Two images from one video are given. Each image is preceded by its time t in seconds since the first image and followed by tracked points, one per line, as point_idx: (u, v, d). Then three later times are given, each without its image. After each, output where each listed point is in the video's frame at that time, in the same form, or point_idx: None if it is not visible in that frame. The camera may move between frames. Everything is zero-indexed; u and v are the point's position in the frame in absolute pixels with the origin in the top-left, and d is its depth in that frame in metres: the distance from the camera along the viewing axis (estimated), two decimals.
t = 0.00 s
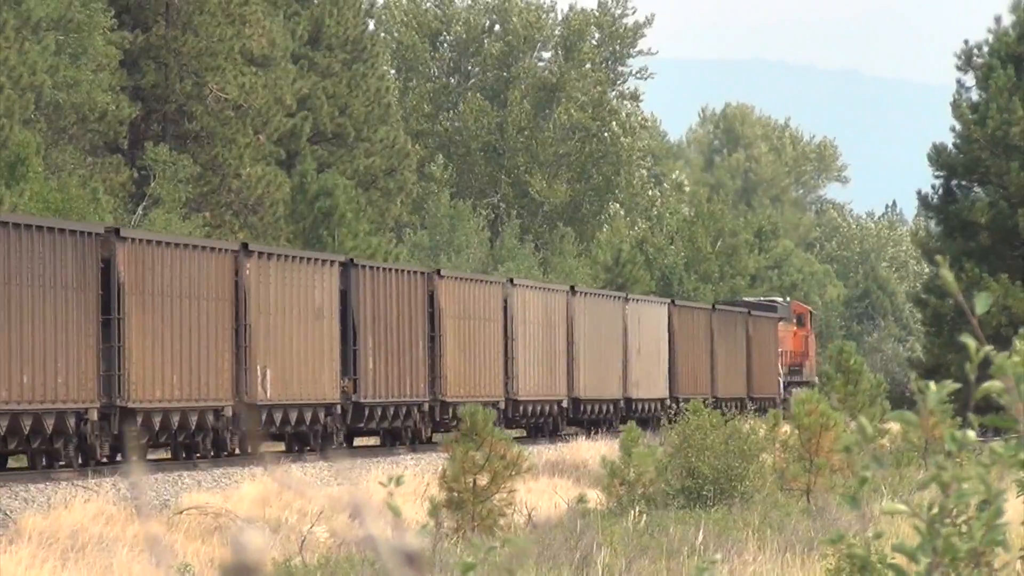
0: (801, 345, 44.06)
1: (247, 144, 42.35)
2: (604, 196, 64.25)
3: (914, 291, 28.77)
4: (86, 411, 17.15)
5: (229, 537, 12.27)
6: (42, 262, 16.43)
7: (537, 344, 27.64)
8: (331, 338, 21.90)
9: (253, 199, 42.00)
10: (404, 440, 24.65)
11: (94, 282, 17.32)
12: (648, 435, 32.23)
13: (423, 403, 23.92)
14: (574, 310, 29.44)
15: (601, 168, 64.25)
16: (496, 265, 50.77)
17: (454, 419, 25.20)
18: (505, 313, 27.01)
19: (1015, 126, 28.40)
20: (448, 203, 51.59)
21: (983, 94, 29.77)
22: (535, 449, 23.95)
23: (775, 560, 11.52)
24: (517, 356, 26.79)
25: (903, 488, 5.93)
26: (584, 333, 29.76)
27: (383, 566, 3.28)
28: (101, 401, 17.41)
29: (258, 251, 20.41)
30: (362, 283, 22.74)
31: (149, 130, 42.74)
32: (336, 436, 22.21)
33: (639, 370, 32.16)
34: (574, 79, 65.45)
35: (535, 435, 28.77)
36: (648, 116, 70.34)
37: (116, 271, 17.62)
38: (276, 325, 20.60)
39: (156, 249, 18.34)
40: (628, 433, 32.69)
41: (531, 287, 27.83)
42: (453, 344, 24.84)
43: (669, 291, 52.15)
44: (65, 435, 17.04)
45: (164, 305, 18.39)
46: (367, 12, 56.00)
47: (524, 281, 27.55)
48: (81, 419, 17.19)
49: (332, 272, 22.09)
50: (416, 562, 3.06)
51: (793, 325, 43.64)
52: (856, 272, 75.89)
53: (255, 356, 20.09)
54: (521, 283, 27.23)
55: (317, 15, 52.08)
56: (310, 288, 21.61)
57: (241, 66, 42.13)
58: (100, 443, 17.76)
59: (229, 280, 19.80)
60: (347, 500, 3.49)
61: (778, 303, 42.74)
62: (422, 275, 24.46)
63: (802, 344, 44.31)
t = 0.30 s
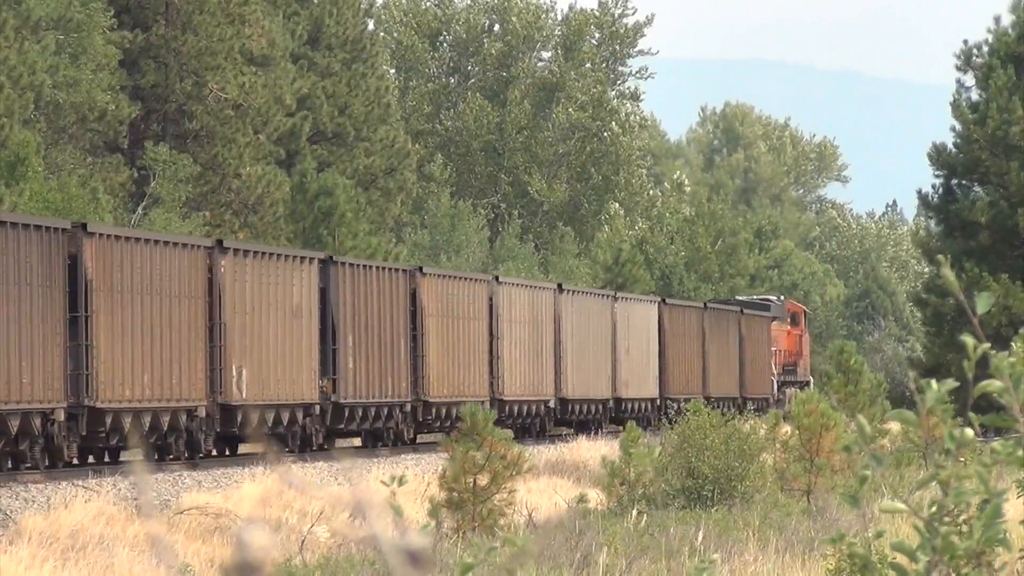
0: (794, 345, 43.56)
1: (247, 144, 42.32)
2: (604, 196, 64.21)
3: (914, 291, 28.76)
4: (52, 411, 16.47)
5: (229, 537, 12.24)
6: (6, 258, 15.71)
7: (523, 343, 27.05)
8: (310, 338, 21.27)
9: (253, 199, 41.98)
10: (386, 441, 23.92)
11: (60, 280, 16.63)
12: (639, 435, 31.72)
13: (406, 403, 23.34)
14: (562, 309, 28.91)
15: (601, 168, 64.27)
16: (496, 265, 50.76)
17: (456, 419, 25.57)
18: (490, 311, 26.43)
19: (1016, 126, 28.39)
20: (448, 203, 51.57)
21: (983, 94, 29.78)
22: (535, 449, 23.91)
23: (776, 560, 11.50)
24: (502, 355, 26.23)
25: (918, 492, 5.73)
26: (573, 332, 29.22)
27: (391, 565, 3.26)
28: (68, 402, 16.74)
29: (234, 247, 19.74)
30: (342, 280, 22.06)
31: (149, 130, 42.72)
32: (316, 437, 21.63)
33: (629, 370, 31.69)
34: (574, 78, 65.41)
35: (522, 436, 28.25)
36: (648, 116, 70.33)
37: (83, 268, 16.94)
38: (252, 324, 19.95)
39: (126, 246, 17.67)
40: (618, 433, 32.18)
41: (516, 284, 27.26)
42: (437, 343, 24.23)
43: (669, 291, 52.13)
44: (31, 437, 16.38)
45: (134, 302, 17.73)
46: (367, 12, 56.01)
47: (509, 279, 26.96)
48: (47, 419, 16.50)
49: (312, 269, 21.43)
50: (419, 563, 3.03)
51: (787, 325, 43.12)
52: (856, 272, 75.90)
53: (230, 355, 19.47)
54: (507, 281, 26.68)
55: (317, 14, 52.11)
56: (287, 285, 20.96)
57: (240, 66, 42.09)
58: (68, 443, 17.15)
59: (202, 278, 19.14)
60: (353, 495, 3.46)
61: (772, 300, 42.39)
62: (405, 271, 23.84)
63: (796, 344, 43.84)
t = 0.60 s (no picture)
0: (788, 344, 43.39)
1: (247, 144, 42.34)
2: (603, 196, 64.21)
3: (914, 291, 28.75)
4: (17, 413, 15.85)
5: (229, 537, 12.25)
6: None
7: (509, 342, 26.45)
8: (288, 337, 20.61)
9: (253, 199, 42.03)
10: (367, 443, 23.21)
11: (25, 276, 16.00)
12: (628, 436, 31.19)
13: (388, 404, 22.69)
14: (549, 307, 28.31)
15: (600, 168, 64.26)
16: (496, 265, 50.78)
17: (454, 419, 25.46)
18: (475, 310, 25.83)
19: (1015, 126, 28.37)
20: (448, 203, 51.59)
21: (983, 93, 29.79)
22: (536, 449, 23.88)
23: (776, 560, 11.50)
24: (488, 355, 25.63)
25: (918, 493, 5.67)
26: (561, 331, 28.64)
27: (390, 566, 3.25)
28: (34, 403, 16.12)
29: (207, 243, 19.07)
30: (321, 277, 21.39)
31: (149, 130, 42.73)
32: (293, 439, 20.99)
33: (618, 370, 31.16)
34: (574, 78, 65.36)
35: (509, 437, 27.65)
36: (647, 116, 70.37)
37: (48, 264, 16.30)
38: (227, 322, 19.30)
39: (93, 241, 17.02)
40: (607, 434, 31.65)
41: (502, 282, 26.67)
42: (420, 342, 23.59)
43: (669, 290, 52.13)
44: None
45: (102, 299, 17.08)
46: (367, 12, 56.07)
47: (495, 276, 26.37)
48: (12, 422, 15.87)
49: (289, 265, 20.74)
50: (418, 564, 3.03)
51: (780, 323, 42.93)
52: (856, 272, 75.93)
53: (204, 354, 18.81)
54: (492, 278, 26.09)
55: (316, 14, 52.17)
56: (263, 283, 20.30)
57: (240, 66, 42.06)
58: (34, 445, 16.52)
59: (174, 274, 18.46)
60: (350, 496, 3.45)
61: (764, 299, 42.13)
62: (387, 269, 23.19)
63: (789, 343, 43.71)
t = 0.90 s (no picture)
0: (783, 343, 43.23)
1: (247, 144, 42.33)
2: (604, 196, 64.14)
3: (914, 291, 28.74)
4: None
5: (229, 537, 12.25)
6: None
7: (495, 341, 26.15)
8: (265, 336, 20.26)
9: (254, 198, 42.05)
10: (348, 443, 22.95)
11: None
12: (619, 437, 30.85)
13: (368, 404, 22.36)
14: (536, 306, 27.98)
15: (601, 168, 64.17)
16: (496, 265, 50.80)
17: (440, 420, 25.12)
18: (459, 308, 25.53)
19: (1016, 126, 28.37)
20: (448, 203, 51.59)
21: (983, 94, 29.81)
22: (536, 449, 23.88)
23: (776, 560, 11.50)
24: (471, 354, 25.35)
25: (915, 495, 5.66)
26: (548, 330, 28.30)
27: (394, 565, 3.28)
28: None
29: (180, 239, 18.66)
30: (300, 275, 21.05)
31: (149, 130, 42.71)
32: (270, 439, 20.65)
33: (609, 370, 30.82)
34: (575, 78, 65.28)
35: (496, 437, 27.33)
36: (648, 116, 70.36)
37: (15, 261, 15.91)
38: (201, 321, 18.92)
39: (61, 237, 16.62)
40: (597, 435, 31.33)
41: (487, 280, 26.35)
42: (401, 341, 23.29)
43: (669, 291, 52.11)
44: None
45: (69, 297, 16.71)
46: (368, 12, 56.09)
47: (480, 274, 26.07)
48: None
49: (266, 262, 20.38)
50: (421, 561, 3.05)
51: (775, 323, 42.74)
52: (858, 272, 75.96)
53: (176, 354, 18.45)
54: (477, 276, 25.76)
55: (317, 14, 52.17)
56: (240, 280, 19.92)
57: (241, 66, 42.04)
58: None
59: (146, 272, 18.06)
60: (353, 495, 3.47)
61: (758, 299, 41.88)
62: (368, 266, 22.84)
63: (784, 342, 43.54)
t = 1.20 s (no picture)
0: (774, 343, 42.97)
1: (246, 144, 42.31)
2: (602, 197, 64.12)
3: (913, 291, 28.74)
4: None
5: (228, 537, 12.25)
6: None
7: (478, 340, 25.82)
8: (239, 334, 19.97)
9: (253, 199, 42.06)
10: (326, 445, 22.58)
11: None
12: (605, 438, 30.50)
13: (347, 404, 22.08)
14: (521, 305, 27.70)
15: (599, 169, 64.09)
16: (496, 265, 50.82)
17: (422, 420, 24.83)
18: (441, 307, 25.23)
19: (1015, 126, 28.38)
20: (447, 203, 51.58)
21: (982, 94, 29.81)
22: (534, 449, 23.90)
23: (775, 559, 11.51)
24: (454, 353, 25.06)
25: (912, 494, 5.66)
26: (534, 329, 28.02)
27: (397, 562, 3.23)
28: None
29: (150, 236, 18.38)
30: (275, 273, 20.72)
31: (148, 130, 42.69)
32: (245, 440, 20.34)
33: (596, 369, 30.55)
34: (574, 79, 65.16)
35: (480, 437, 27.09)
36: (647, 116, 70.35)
37: None
38: (171, 319, 18.64)
39: (25, 234, 16.36)
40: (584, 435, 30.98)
41: (471, 278, 26.08)
42: (380, 340, 22.97)
43: (668, 291, 52.11)
44: None
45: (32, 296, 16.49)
46: (366, 12, 56.05)
47: (462, 273, 25.77)
48: None
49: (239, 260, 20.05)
50: (427, 557, 3.01)
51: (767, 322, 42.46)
52: (856, 272, 76.00)
53: (146, 353, 18.16)
54: (459, 274, 25.48)
55: (316, 14, 52.15)
56: (213, 278, 19.63)
57: (240, 66, 42.02)
58: None
59: (114, 269, 17.78)
60: (355, 493, 3.41)
61: (749, 297, 41.55)
62: (346, 264, 22.58)
63: (775, 341, 43.19)
